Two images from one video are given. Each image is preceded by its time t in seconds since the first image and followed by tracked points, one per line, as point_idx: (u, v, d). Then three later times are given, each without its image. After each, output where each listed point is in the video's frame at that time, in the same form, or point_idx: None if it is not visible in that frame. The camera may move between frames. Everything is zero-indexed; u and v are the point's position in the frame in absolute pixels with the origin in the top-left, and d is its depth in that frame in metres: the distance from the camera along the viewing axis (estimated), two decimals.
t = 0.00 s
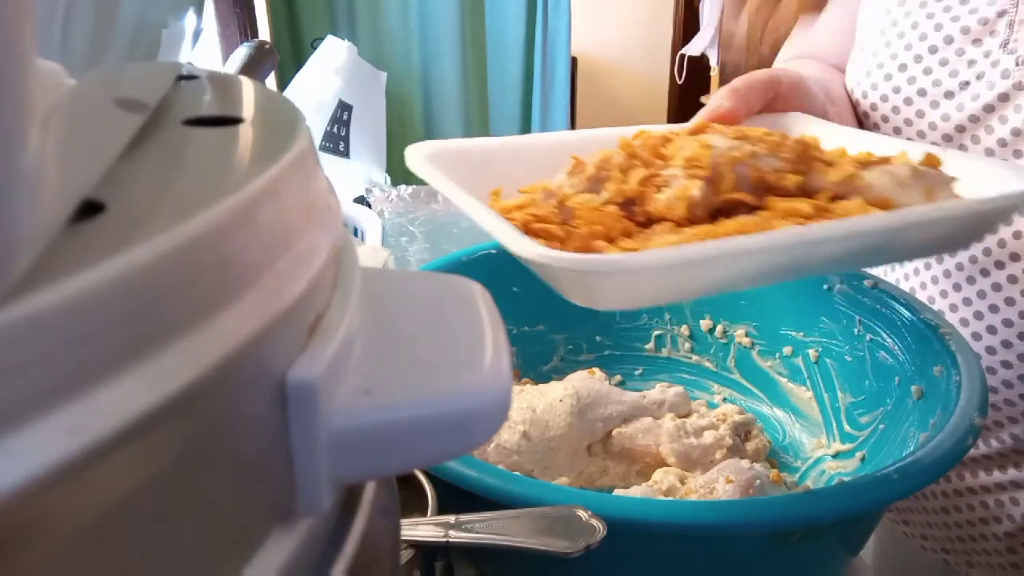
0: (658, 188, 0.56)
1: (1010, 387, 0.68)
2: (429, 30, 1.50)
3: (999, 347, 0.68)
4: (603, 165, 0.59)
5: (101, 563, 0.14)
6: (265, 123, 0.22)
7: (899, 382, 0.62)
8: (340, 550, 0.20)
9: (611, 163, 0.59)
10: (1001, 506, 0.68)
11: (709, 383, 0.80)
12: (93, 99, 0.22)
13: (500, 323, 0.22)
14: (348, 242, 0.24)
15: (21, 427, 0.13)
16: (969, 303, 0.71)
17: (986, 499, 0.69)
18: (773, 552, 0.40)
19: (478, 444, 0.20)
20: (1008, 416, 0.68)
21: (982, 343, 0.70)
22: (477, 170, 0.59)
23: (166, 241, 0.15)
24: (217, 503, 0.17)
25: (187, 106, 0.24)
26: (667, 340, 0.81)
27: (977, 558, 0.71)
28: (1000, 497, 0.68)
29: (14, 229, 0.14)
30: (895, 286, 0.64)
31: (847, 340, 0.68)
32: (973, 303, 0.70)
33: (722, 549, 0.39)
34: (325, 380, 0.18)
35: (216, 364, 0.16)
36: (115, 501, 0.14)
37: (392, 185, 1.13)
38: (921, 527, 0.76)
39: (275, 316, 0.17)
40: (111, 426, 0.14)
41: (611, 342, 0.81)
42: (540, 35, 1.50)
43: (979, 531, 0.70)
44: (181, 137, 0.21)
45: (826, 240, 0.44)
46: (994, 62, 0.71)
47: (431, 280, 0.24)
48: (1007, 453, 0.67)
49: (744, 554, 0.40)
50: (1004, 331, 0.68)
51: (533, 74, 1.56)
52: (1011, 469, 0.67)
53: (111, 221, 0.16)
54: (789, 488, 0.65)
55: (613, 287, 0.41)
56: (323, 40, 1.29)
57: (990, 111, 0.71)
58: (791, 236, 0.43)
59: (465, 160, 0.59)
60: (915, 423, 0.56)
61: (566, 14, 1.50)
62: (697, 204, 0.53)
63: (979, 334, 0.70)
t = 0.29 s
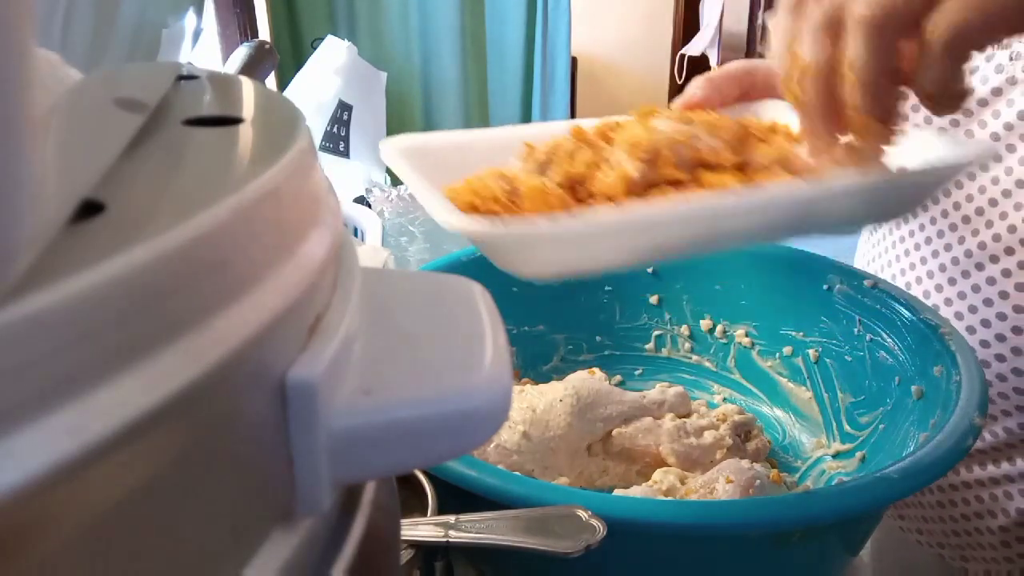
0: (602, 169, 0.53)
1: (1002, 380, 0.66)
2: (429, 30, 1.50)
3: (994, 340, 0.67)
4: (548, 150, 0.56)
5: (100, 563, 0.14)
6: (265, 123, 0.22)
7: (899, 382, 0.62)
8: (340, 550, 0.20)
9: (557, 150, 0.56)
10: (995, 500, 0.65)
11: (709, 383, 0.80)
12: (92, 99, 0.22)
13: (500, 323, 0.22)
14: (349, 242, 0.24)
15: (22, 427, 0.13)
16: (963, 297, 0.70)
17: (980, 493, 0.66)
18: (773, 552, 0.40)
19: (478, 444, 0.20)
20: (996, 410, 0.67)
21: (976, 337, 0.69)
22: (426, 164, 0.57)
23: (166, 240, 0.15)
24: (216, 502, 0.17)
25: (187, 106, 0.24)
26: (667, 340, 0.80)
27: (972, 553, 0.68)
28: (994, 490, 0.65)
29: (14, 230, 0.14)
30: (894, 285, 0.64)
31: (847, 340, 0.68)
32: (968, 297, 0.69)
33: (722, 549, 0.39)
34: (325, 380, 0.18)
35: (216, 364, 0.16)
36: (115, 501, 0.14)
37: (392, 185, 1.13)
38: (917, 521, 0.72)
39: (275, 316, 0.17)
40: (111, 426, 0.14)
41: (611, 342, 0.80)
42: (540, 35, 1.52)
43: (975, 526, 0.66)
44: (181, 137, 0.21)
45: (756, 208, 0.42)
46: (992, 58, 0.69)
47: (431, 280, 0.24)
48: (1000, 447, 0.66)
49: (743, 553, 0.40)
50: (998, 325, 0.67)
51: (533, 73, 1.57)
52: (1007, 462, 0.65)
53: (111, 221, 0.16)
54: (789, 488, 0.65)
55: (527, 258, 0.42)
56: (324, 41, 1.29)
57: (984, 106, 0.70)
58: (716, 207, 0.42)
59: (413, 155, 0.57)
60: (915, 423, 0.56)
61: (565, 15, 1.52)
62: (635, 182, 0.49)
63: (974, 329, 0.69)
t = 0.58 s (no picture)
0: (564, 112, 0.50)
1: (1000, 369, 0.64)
2: (429, 29, 1.50)
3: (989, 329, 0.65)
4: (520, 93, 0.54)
5: (101, 562, 0.14)
6: (265, 123, 0.22)
7: (899, 382, 0.62)
8: (340, 550, 0.20)
9: (529, 95, 0.53)
10: (986, 488, 0.64)
11: (709, 383, 0.80)
12: (92, 99, 0.22)
13: (500, 323, 0.22)
14: (349, 242, 0.24)
15: (23, 425, 0.13)
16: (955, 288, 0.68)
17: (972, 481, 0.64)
18: (773, 553, 0.40)
19: (478, 445, 0.20)
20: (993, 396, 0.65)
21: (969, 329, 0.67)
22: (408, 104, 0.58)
23: (166, 241, 0.15)
24: (216, 502, 0.17)
25: (188, 106, 0.24)
26: (667, 340, 0.81)
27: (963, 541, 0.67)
28: (986, 478, 0.64)
29: (15, 229, 0.14)
30: (894, 285, 0.64)
31: (847, 340, 0.68)
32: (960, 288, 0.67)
33: (723, 549, 0.39)
34: (325, 380, 0.18)
35: (216, 363, 0.16)
36: (115, 501, 0.14)
37: (392, 185, 1.13)
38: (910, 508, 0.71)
39: (275, 316, 0.17)
40: (111, 426, 0.14)
41: (611, 342, 0.80)
42: (540, 38, 1.50)
43: (965, 513, 0.65)
44: (181, 138, 0.21)
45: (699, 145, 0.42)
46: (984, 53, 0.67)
47: (432, 280, 0.24)
48: (1002, 433, 0.64)
49: (743, 553, 0.40)
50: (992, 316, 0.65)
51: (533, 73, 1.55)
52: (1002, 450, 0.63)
53: (111, 221, 0.16)
54: (789, 488, 0.65)
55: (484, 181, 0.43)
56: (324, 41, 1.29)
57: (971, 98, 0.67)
58: (654, 142, 0.42)
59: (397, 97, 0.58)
60: (915, 423, 0.56)
61: (565, 15, 1.49)
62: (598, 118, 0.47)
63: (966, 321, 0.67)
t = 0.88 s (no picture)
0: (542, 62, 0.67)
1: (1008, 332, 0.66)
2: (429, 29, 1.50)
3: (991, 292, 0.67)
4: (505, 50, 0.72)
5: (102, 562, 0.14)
6: (264, 123, 0.22)
7: (899, 382, 0.62)
8: (339, 551, 0.20)
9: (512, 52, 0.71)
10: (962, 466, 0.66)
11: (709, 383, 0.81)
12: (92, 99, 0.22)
13: (500, 322, 0.22)
14: (349, 242, 0.24)
15: (21, 427, 0.13)
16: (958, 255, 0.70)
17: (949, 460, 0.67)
18: (773, 552, 0.40)
19: (478, 444, 0.20)
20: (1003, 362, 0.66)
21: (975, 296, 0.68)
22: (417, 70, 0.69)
23: (165, 240, 0.15)
24: (216, 499, 0.17)
25: (187, 106, 0.24)
26: (667, 340, 0.81)
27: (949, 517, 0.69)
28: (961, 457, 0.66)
29: (15, 230, 0.14)
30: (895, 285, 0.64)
31: (847, 340, 0.68)
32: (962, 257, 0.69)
33: (722, 549, 0.39)
34: (325, 380, 0.18)
35: (216, 363, 0.16)
36: (116, 500, 0.14)
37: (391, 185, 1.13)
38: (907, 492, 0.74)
39: (274, 317, 0.17)
40: (110, 427, 0.14)
41: (611, 342, 0.81)
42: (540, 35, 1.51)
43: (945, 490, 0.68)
44: (181, 138, 0.21)
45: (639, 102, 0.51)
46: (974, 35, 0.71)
47: (432, 280, 0.24)
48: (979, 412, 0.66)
49: (743, 553, 0.40)
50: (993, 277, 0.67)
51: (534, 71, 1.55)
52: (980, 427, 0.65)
53: (111, 222, 0.16)
54: (789, 488, 0.65)
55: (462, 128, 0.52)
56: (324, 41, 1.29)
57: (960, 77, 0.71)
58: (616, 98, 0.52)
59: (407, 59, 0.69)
60: (915, 423, 0.56)
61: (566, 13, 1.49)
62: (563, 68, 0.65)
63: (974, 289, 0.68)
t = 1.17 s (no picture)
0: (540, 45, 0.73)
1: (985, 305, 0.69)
2: (429, 30, 1.50)
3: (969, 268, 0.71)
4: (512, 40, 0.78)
5: (103, 561, 0.14)
6: (264, 123, 0.22)
7: (899, 382, 0.62)
8: (339, 551, 0.20)
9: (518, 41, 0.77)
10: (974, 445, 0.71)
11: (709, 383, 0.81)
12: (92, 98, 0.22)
13: (500, 323, 0.22)
14: (348, 242, 0.24)
15: (21, 427, 0.13)
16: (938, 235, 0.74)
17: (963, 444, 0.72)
18: (774, 552, 0.40)
19: (478, 444, 0.20)
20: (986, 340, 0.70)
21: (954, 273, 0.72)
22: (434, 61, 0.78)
23: (164, 240, 0.15)
24: (217, 498, 0.17)
25: (187, 106, 0.24)
26: (667, 340, 0.81)
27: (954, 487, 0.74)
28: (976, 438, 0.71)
29: (15, 230, 0.14)
30: (895, 285, 0.64)
31: (847, 340, 0.68)
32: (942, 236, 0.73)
33: (723, 550, 0.39)
34: (325, 380, 0.18)
35: (216, 363, 0.16)
36: (120, 498, 0.14)
37: (392, 185, 1.13)
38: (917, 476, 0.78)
39: (274, 317, 0.17)
40: (111, 427, 0.14)
41: (611, 342, 0.81)
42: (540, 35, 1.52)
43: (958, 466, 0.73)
44: (180, 137, 0.21)
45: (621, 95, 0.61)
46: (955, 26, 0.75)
47: (431, 281, 0.24)
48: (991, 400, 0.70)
49: (743, 554, 0.40)
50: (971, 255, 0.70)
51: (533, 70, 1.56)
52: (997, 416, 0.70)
53: (111, 221, 0.16)
54: (790, 488, 0.65)
55: (463, 115, 0.64)
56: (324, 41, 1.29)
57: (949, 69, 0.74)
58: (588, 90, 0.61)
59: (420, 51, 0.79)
60: (915, 423, 0.56)
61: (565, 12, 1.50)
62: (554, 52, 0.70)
63: (953, 266, 0.72)
